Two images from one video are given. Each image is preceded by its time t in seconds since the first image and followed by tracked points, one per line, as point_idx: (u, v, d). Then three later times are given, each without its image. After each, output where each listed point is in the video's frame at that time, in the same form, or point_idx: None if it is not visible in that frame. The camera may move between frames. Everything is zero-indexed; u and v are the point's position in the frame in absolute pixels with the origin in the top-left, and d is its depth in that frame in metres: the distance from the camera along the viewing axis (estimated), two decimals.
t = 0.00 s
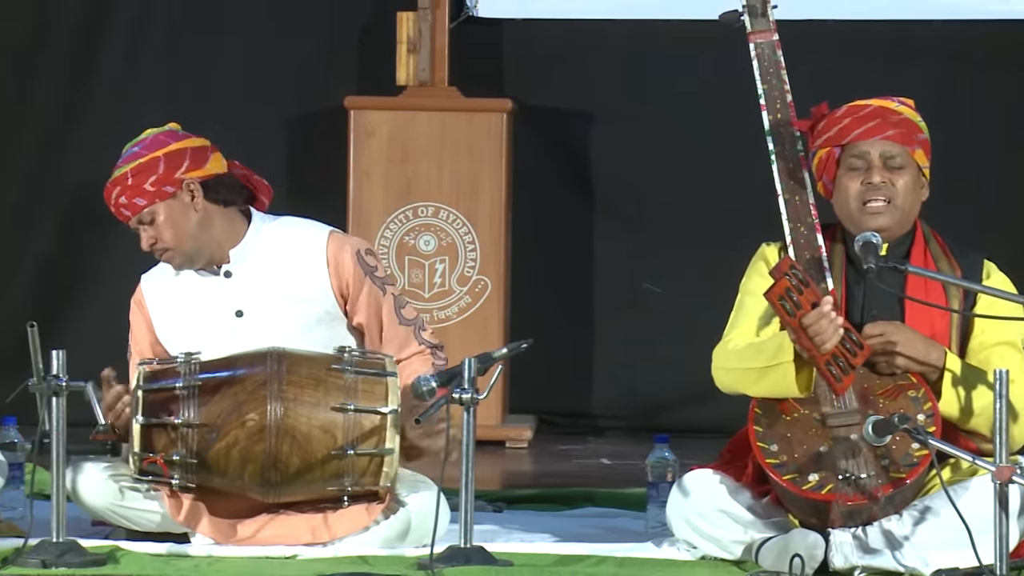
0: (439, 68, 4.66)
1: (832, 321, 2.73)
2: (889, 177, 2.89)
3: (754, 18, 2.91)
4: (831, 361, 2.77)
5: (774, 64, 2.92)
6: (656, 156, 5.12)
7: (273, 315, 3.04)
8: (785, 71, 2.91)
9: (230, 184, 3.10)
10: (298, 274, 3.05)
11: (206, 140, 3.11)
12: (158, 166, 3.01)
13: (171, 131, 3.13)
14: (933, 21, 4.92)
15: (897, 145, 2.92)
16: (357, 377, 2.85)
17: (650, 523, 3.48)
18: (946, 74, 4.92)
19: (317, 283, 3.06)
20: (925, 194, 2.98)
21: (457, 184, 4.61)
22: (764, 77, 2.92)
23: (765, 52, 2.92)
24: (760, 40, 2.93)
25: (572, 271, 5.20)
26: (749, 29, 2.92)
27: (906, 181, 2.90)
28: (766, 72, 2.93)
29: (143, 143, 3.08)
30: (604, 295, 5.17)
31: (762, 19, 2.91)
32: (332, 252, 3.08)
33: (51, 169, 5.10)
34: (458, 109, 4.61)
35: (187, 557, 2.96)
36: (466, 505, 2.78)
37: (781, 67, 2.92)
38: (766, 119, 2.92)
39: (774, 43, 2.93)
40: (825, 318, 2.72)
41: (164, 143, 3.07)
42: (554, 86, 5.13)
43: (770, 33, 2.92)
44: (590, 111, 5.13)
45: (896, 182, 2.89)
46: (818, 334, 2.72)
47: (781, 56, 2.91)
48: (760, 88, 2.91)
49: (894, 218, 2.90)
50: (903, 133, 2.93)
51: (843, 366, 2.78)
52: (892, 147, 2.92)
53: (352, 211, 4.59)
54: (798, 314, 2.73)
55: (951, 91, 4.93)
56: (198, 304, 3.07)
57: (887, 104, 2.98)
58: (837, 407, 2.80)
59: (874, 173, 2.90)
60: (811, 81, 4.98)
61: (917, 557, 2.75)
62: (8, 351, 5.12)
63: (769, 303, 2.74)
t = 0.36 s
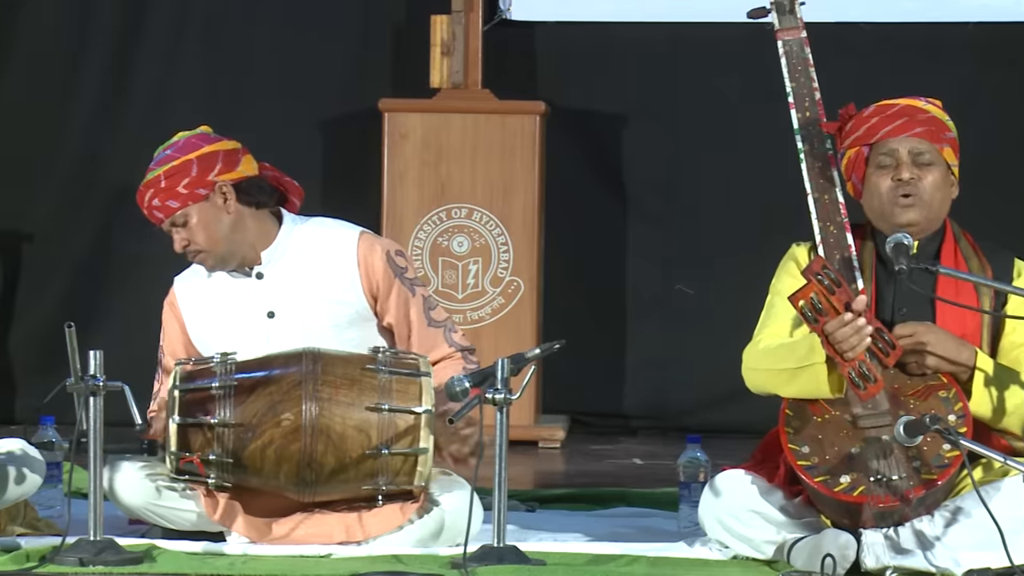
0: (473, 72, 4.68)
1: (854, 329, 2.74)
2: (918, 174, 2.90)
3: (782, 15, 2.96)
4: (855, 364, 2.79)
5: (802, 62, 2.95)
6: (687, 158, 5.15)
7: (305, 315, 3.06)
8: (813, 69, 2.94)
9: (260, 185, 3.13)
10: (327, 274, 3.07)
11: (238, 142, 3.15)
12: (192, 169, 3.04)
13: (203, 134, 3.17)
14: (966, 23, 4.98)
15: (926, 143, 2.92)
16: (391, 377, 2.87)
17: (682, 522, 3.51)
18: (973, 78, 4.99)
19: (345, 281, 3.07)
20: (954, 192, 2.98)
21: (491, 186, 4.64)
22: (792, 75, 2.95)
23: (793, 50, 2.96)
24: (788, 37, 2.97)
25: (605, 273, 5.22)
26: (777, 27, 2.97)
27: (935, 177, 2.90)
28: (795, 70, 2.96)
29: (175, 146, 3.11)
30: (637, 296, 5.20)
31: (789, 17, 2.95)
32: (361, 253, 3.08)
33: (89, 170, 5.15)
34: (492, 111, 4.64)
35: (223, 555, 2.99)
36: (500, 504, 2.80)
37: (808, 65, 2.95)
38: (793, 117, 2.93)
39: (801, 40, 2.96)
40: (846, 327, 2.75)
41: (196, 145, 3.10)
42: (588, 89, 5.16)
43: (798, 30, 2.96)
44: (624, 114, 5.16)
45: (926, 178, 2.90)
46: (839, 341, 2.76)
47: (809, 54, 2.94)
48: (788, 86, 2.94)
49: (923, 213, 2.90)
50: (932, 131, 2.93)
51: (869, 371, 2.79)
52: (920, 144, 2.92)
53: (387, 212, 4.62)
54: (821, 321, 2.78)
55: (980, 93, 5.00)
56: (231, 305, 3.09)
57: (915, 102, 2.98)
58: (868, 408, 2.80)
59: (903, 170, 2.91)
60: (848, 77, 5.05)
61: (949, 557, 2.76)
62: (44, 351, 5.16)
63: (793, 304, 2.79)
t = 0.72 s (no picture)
0: (509, 73, 4.70)
1: (895, 321, 2.73)
2: (956, 178, 2.90)
3: (821, 19, 2.89)
4: (893, 358, 2.76)
5: (840, 66, 2.91)
6: (722, 159, 5.16)
7: (349, 315, 3.09)
8: (853, 72, 2.90)
9: (313, 185, 3.15)
10: (373, 277, 3.10)
11: (293, 140, 3.16)
12: (249, 163, 3.05)
13: (258, 129, 3.18)
14: (1002, 25, 4.98)
15: (966, 146, 2.92)
16: (428, 377, 2.90)
17: (716, 522, 3.53)
18: (1009, 79, 4.99)
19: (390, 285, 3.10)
20: (993, 196, 2.98)
21: (526, 188, 4.65)
22: (831, 78, 2.92)
23: (832, 54, 2.91)
24: (827, 41, 2.91)
25: (640, 274, 5.23)
26: (816, 31, 2.90)
27: (974, 182, 2.90)
28: (833, 73, 2.92)
29: (231, 138, 3.12)
30: (672, 297, 5.21)
31: (829, 21, 2.88)
32: (407, 258, 3.11)
33: (127, 172, 5.19)
34: (528, 112, 4.66)
35: (260, 554, 3.02)
36: (535, 503, 2.81)
37: (847, 69, 2.91)
38: (832, 120, 2.90)
39: (840, 44, 2.91)
40: (889, 320, 2.73)
41: (254, 140, 3.11)
42: (623, 91, 5.17)
43: (836, 34, 2.90)
44: (658, 115, 5.17)
45: (964, 183, 2.90)
46: (882, 334, 2.73)
47: (849, 58, 2.90)
48: (827, 89, 2.91)
49: (960, 219, 2.91)
50: (972, 135, 2.93)
51: (908, 366, 2.77)
52: (960, 148, 2.91)
53: (423, 213, 4.64)
54: (863, 313, 2.74)
55: (1016, 94, 4.99)
56: (275, 304, 3.12)
57: (956, 105, 2.98)
58: (904, 408, 2.79)
59: (942, 173, 2.90)
60: (879, 82, 5.05)
61: (983, 557, 2.77)
62: (84, 351, 5.22)
63: (835, 300, 2.74)
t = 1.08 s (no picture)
0: (543, 76, 4.76)
1: (920, 326, 2.77)
2: (982, 179, 2.93)
3: (849, 28, 2.97)
4: (921, 361, 2.81)
5: (869, 74, 2.96)
6: (754, 162, 5.21)
7: (390, 316, 3.15)
8: (880, 80, 2.95)
9: (369, 187, 3.21)
10: (415, 282, 3.17)
11: (353, 142, 3.23)
12: (311, 159, 3.11)
13: (319, 127, 3.24)
14: None
15: (991, 149, 2.95)
16: (462, 376, 2.96)
17: (747, 520, 3.57)
18: None
19: (434, 289, 3.17)
20: (1017, 197, 3.02)
21: (560, 190, 4.71)
22: (859, 86, 2.96)
23: (860, 62, 2.97)
24: (855, 50, 2.98)
25: (672, 275, 5.28)
26: (844, 39, 2.98)
27: (999, 183, 2.94)
28: (861, 81, 2.97)
29: (295, 132, 3.18)
30: (704, 298, 5.26)
31: (857, 29, 2.96)
32: (453, 265, 3.19)
33: (166, 174, 5.28)
34: (562, 116, 4.72)
35: (297, 550, 3.09)
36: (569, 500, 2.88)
37: (874, 76, 2.96)
38: (860, 127, 2.95)
39: (868, 53, 2.97)
40: (913, 325, 2.77)
41: (316, 137, 3.17)
42: (655, 94, 5.23)
43: (864, 43, 2.97)
44: (689, 118, 5.22)
45: (990, 185, 2.93)
46: (906, 338, 2.78)
47: (876, 66, 2.95)
48: (855, 97, 2.95)
49: (986, 220, 2.94)
50: (997, 137, 2.96)
51: (934, 369, 2.81)
52: (985, 150, 2.95)
53: (457, 214, 4.71)
54: (889, 317, 2.81)
55: None
56: (319, 302, 3.19)
57: (981, 109, 3.02)
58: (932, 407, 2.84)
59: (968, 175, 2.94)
60: (909, 86, 5.10)
61: (1011, 554, 2.79)
62: (125, 351, 5.30)
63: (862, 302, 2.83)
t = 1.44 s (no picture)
0: (573, 78, 4.78)
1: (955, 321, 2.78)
2: (1008, 180, 2.94)
3: (873, 31, 3.08)
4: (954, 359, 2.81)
5: (893, 76, 3.05)
6: (784, 162, 5.22)
7: (431, 318, 3.20)
8: (904, 81, 3.03)
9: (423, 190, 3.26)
10: (457, 284, 3.21)
11: (412, 144, 3.28)
12: (372, 157, 3.16)
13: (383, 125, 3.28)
14: None
15: (1016, 150, 2.97)
16: (493, 376, 2.98)
17: (777, 519, 3.59)
18: None
19: (475, 292, 3.21)
20: None
21: (590, 191, 4.73)
22: (883, 88, 3.04)
23: (884, 64, 3.06)
24: (880, 52, 3.08)
25: (703, 276, 5.29)
26: (868, 42, 3.08)
27: None
28: (885, 83, 3.05)
29: (359, 127, 3.23)
30: (734, 299, 5.27)
31: (881, 32, 3.07)
32: (497, 271, 3.23)
33: (199, 176, 5.32)
34: (592, 117, 4.74)
35: (330, 549, 3.11)
36: (598, 501, 2.87)
37: (899, 78, 3.04)
38: (886, 129, 3.00)
39: (892, 55, 3.07)
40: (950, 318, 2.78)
41: (379, 134, 3.22)
42: (686, 96, 5.24)
43: (889, 45, 3.08)
44: (719, 119, 5.23)
45: (1015, 186, 2.94)
46: (943, 334, 2.77)
47: (900, 67, 3.04)
48: (880, 99, 3.02)
49: (1014, 219, 2.93)
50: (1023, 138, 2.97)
51: (965, 365, 2.82)
52: (1011, 151, 2.97)
53: (489, 216, 4.72)
54: (924, 315, 2.78)
55: None
56: (359, 302, 3.22)
57: (1007, 109, 3.02)
58: (961, 408, 2.85)
59: (994, 177, 2.95)
60: (938, 86, 5.10)
61: None
62: (160, 351, 5.35)
63: (896, 302, 2.78)
